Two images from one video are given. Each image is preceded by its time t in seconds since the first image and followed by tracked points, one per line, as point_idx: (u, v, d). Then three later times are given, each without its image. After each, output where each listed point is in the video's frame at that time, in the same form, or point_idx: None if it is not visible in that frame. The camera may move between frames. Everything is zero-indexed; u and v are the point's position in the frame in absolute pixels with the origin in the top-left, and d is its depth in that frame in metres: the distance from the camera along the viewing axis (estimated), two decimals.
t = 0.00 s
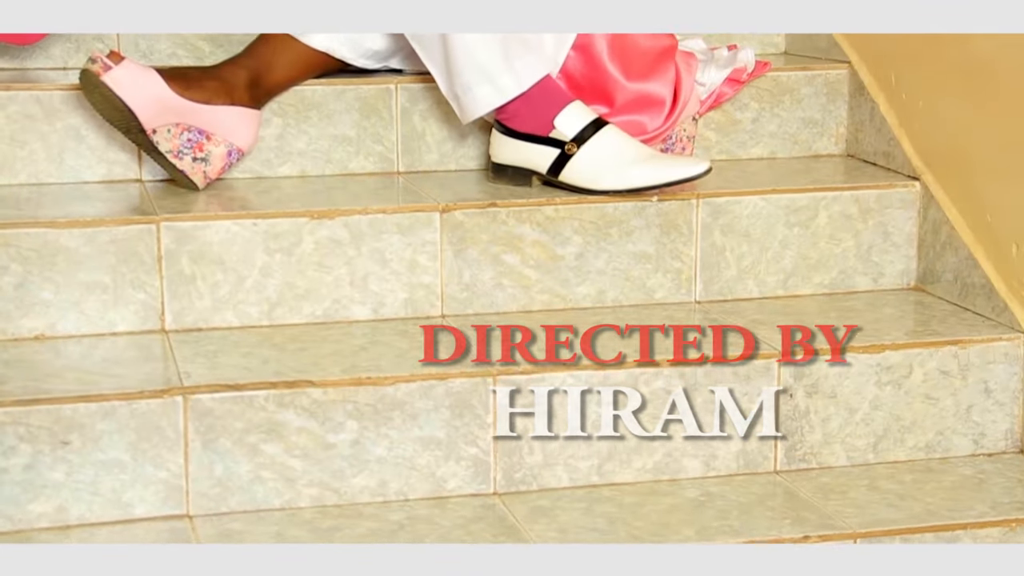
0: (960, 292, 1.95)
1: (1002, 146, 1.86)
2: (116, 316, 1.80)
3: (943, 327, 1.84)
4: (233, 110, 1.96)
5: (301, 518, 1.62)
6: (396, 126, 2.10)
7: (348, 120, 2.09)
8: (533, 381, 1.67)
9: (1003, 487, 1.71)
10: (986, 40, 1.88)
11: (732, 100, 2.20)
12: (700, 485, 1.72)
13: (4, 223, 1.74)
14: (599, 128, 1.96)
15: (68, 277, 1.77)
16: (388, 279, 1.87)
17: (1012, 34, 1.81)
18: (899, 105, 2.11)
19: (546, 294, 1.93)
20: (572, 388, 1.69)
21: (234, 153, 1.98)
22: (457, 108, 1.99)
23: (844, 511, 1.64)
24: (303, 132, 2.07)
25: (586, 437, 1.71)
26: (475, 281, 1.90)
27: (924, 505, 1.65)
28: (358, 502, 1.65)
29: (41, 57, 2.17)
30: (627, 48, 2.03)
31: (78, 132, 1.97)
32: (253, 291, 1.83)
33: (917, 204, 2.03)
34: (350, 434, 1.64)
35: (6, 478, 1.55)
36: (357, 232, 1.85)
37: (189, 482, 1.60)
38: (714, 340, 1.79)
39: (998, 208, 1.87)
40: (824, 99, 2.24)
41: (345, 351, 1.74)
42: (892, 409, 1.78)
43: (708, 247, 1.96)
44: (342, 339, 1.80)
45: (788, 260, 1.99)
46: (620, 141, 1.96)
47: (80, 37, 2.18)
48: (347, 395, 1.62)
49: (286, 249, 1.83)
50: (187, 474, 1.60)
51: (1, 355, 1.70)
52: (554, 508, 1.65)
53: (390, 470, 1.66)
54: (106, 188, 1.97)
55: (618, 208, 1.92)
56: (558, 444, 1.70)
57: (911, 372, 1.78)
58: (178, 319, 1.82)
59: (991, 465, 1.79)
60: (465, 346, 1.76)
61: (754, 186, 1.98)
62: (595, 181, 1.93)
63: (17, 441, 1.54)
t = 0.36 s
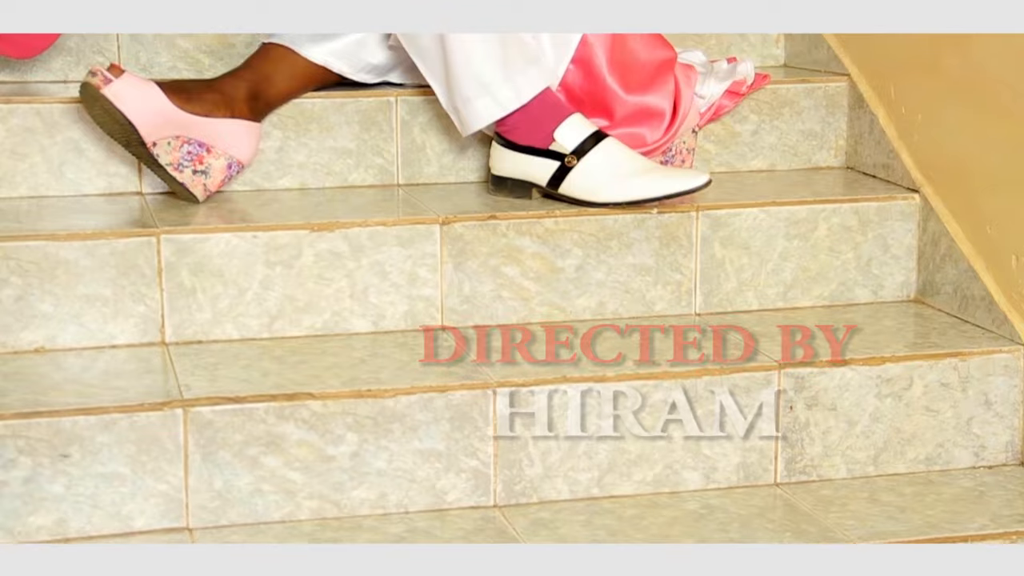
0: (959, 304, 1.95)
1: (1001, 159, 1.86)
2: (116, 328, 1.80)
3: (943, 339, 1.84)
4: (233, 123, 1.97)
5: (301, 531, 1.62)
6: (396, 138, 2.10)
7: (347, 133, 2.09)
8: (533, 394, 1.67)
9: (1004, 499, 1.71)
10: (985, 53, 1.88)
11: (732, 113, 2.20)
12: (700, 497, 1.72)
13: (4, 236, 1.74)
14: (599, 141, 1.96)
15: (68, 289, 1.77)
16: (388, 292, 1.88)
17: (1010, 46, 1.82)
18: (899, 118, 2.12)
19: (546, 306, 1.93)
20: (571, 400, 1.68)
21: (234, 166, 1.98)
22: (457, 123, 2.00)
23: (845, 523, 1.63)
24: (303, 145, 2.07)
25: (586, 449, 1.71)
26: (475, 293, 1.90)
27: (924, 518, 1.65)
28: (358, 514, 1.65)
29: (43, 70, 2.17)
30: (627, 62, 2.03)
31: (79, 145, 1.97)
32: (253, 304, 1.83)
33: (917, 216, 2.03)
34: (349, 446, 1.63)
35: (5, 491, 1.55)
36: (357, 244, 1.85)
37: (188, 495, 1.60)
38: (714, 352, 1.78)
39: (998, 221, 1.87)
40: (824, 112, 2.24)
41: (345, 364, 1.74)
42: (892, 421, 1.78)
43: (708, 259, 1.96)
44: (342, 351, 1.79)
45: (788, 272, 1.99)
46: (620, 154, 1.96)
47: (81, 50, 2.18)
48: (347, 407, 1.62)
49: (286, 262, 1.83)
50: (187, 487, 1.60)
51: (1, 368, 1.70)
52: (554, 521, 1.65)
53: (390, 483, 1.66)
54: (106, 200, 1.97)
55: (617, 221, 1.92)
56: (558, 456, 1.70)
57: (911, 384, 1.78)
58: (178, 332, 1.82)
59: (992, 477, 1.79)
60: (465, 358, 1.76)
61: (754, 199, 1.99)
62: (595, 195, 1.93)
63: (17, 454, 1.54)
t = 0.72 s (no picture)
0: (959, 319, 1.95)
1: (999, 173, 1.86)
2: (115, 344, 1.80)
3: (943, 354, 1.84)
4: (234, 138, 1.98)
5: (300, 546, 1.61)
6: (396, 153, 2.10)
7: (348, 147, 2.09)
8: (533, 409, 1.67)
9: (1004, 514, 1.71)
10: (981, 68, 1.89)
11: (732, 128, 2.21)
12: (700, 511, 1.72)
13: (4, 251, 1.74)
14: (598, 155, 1.97)
15: (68, 305, 1.77)
16: (388, 306, 1.88)
17: (1006, 62, 1.83)
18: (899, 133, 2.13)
19: (546, 321, 1.93)
20: (572, 416, 1.68)
21: (234, 181, 1.98)
22: (457, 137, 1.98)
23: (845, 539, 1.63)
24: (304, 160, 2.07)
25: (586, 464, 1.70)
26: (476, 308, 1.90)
27: (925, 532, 1.65)
28: (358, 530, 1.65)
29: (44, 86, 2.18)
30: (625, 78, 2.05)
31: (79, 161, 1.98)
32: (253, 319, 1.84)
33: (917, 231, 2.03)
34: (350, 461, 1.63)
35: (5, 507, 1.55)
36: (357, 260, 1.85)
37: (188, 510, 1.60)
38: (714, 367, 1.78)
39: (997, 235, 1.87)
40: (824, 127, 2.24)
41: (346, 379, 1.73)
42: (893, 436, 1.78)
43: (708, 274, 1.96)
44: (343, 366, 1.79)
45: (789, 287, 1.99)
46: (619, 170, 1.96)
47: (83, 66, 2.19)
48: (347, 423, 1.62)
49: (286, 276, 1.84)
50: (186, 502, 1.59)
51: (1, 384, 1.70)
52: (554, 535, 1.64)
53: (390, 498, 1.66)
54: (107, 216, 1.98)
55: (618, 235, 1.92)
56: (558, 472, 1.70)
57: (911, 399, 1.78)
58: (178, 347, 1.82)
59: (992, 492, 1.78)
60: (465, 373, 1.76)
61: (754, 214, 1.99)
62: (595, 211, 1.94)
63: (17, 469, 1.54)
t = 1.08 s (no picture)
0: (959, 336, 1.95)
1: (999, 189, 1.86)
2: (115, 361, 1.80)
3: (943, 371, 1.84)
4: (235, 155, 1.98)
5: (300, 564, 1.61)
6: (396, 171, 2.11)
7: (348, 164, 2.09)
8: (533, 426, 1.66)
9: (1005, 531, 1.70)
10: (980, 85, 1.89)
11: (731, 145, 2.21)
12: (700, 528, 1.72)
13: (4, 269, 1.74)
14: (598, 172, 1.96)
15: (68, 322, 1.77)
16: (388, 324, 1.88)
17: (1006, 78, 1.82)
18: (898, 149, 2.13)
19: (546, 338, 1.93)
20: (572, 433, 1.68)
21: (235, 198, 1.98)
22: (457, 156, 1.99)
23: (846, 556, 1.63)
24: (304, 177, 2.08)
25: (586, 481, 1.70)
26: (476, 325, 1.90)
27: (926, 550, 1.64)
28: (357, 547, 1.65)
29: (44, 104, 2.18)
30: (627, 94, 2.03)
31: (80, 179, 1.98)
32: (253, 336, 1.84)
33: (917, 247, 2.04)
34: (350, 479, 1.63)
35: (4, 525, 1.54)
36: (357, 277, 1.86)
37: (188, 528, 1.60)
38: (714, 384, 1.78)
39: (998, 252, 1.87)
40: (823, 144, 2.25)
41: (346, 396, 1.73)
42: (893, 453, 1.78)
43: (708, 291, 1.97)
44: (343, 384, 1.79)
45: (789, 304, 2.00)
46: (620, 186, 1.95)
47: (83, 84, 2.19)
48: (347, 440, 1.62)
49: (287, 294, 1.84)
50: (186, 520, 1.59)
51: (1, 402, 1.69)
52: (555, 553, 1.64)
53: (390, 516, 1.66)
54: (107, 233, 1.98)
55: (617, 252, 1.92)
56: (558, 489, 1.70)
57: (911, 416, 1.78)
58: (178, 364, 1.81)
59: (993, 509, 1.78)
60: (465, 390, 1.76)
61: (753, 230, 1.99)
62: (595, 227, 1.93)
63: (16, 487, 1.53)
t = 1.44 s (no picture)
0: (960, 358, 1.95)
1: (999, 212, 1.87)
2: (115, 384, 1.80)
3: (943, 394, 1.84)
4: (235, 179, 1.97)
5: None
6: (397, 194, 2.11)
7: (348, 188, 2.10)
8: (533, 449, 1.66)
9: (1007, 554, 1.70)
10: (978, 107, 1.90)
11: (731, 168, 2.21)
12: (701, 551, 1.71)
13: (5, 292, 1.74)
14: (598, 195, 1.96)
15: (68, 346, 1.77)
16: (388, 347, 1.88)
17: (1004, 101, 1.83)
18: (897, 172, 2.13)
19: (546, 361, 1.93)
20: (572, 456, 1.68)
21: (235, 222, 1.99)
22: (456, 179, 1.97)
23: None
24: (304, 201, 2.08)
25: (587, 505, 1.70)
26: (476, 348, 1.90)
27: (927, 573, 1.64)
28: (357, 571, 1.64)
29: (45, 127, 2.19)
30: (624, 117, 2.04)
31: (81, 202, 1.98)
32: (253, 359, 1.84)
33: (916, 270, 2.04)
34: (349, 502, 1.63)
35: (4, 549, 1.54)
36: (357, 300, 1.86)
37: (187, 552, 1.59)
38: (714, 406, 1.78)
39: (998, 274, 1.87)
40: (823, 167, 2.25)
41: (346, 419, 1.73)
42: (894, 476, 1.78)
43: (708, 313, 1.97)
44: (343, 407, 1.79)
45: (789, 327, 2.00)
46: (619, 209, 1.95)
47: (84, 108, 2.19)
48: (347, 463, 1.62)
49: (287, 317, 1.84)
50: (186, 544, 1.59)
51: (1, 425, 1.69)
52: None
53: (390, 540, 1.65)
54: (108, 256, 1.98)
55: (617, 275, 1.93)
56: (558, 513, 1.69)
57: (911, 439, 1.77)
58: (178, 388, 1.81)
59: (994, 532, 1.78)
60: (466, 413, 1.76)
61: (753, 253, 1.99)
62: (595, 250, 1.93)
63: (15, 511, 1.53)
